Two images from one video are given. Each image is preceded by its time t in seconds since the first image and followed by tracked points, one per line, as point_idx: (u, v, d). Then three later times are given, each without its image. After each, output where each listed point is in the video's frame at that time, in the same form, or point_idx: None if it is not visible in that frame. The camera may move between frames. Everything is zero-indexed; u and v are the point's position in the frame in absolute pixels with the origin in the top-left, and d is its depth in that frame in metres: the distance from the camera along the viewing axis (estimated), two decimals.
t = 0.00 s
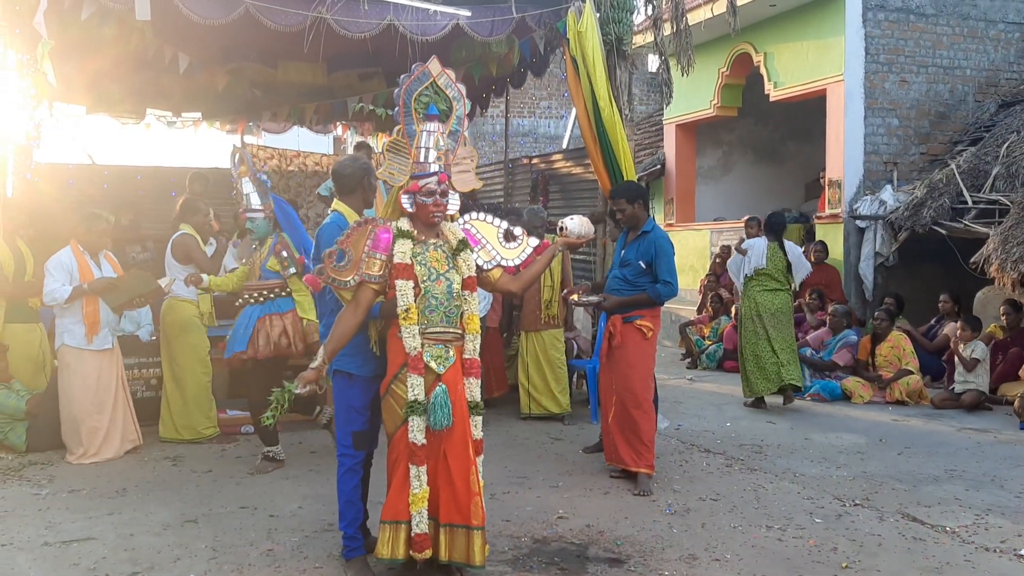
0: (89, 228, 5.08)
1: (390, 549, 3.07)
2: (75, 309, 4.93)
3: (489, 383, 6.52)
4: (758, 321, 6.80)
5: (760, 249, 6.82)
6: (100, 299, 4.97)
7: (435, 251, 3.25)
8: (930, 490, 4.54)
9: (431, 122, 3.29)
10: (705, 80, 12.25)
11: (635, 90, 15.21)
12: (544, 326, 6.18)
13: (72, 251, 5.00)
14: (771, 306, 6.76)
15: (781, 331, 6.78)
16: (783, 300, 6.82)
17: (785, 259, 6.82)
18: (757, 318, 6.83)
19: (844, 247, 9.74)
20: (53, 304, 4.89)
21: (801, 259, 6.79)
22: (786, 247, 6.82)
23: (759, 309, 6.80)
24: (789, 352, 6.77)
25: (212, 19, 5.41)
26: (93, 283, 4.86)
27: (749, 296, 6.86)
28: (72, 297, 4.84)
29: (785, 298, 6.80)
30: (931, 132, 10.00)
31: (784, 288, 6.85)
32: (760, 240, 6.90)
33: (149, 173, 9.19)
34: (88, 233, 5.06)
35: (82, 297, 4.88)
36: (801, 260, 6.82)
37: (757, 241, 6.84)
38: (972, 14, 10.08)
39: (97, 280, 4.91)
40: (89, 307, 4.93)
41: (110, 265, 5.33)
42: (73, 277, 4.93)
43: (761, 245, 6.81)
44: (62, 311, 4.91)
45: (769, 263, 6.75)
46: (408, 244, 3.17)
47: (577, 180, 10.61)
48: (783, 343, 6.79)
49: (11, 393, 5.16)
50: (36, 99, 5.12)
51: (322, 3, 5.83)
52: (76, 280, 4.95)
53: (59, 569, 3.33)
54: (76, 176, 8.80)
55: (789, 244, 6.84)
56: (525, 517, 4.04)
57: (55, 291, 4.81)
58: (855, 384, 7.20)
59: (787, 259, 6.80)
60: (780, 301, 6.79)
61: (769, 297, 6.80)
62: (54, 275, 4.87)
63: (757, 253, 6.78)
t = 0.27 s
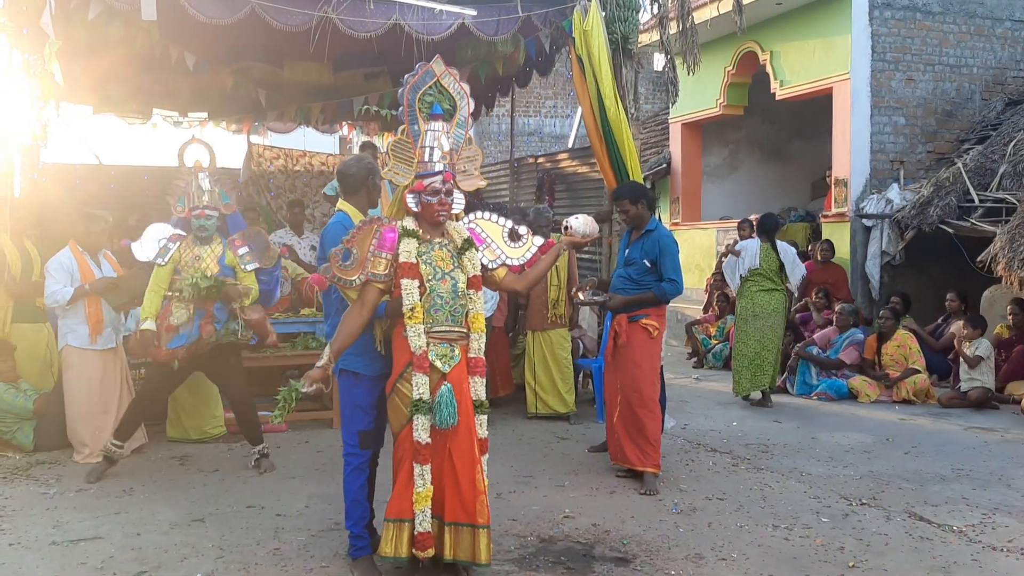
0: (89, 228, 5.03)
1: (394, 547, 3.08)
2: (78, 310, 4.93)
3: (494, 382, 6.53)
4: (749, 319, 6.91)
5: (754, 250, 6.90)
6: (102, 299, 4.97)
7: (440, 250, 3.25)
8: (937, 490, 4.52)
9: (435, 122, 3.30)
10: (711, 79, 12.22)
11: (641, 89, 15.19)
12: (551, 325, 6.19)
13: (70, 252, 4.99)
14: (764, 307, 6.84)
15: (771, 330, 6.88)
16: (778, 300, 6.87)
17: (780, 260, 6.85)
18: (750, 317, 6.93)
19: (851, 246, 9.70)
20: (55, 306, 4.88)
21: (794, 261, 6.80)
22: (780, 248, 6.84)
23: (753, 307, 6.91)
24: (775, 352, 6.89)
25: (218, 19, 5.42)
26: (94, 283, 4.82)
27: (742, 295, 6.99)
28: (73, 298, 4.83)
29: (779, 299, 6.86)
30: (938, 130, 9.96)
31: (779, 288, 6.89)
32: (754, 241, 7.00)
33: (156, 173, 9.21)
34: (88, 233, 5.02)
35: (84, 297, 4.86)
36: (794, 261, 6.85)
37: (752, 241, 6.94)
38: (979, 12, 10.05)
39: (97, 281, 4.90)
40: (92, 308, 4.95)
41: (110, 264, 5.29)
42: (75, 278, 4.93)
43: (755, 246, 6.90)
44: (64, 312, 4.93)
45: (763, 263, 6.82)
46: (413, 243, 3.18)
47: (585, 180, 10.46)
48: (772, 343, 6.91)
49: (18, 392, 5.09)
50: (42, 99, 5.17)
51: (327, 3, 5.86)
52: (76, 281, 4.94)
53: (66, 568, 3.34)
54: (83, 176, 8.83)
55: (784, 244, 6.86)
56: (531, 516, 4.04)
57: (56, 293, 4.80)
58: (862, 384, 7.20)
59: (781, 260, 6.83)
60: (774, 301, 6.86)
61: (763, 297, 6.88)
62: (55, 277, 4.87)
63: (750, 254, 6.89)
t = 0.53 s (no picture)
0: (95, 228, 5.13)
1: (400, 544, 3.08)
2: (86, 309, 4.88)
3: (501, 380, 6.53)
4: (747, 314, 6.98)
5: (754, 248, 6.96)
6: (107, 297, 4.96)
7: (445, 248, 3.25)
8: (945, 488, 4.50)
9: (439, 120, 3.28)
10: (718, 76, 12.18)
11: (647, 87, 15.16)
12: (557, 323, 6.16)
13: (78, 250, 4.97)
14: (763, 304, 6.92)
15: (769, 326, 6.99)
16: (775, 296, 6.98)
17: (777, 259, 6.88)
18: (749, 314, 7.01)
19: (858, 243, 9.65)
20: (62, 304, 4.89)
21: (792, 261, 6.81)
22: (780, 248, 6.86)
23: (750, 304, 6.99)
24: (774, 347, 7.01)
25: (225, 18, 5.43)
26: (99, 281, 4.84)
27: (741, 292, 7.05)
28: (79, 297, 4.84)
29: (778, 295, 6.97)
30: (945, 127, 9.92)
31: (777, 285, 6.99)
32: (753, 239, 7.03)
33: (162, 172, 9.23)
34: (94, 232, 5.11)
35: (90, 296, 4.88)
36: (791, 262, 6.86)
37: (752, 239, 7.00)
38: (986, 8, 10.01)
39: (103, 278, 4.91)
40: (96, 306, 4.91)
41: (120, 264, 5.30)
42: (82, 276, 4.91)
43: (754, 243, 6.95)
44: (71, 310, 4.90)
45: (762, 261, 6.88)
46: (418, 241, 3.17)
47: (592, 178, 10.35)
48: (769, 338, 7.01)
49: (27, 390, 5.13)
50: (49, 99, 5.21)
51: (333, 1, 5.85)
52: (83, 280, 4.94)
53: (74, 566, 3.35)
54: (89, 174, 8.87)
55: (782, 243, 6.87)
56: (538, 514, 4.04)
57: (62, 292, 4.81)
58: (869, 381, 7.15)
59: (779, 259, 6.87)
60: (773, 298, 6.96)
61: (762, 294, 6.96)
62: (60, 275, 4.85)
63: (751, 252, 6.95)
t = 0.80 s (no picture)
0: (108, 224, 5.12)
1: (406, 541, 3.08)
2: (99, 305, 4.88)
3: (508, 377, 6.54)
4: (747, 310, 7.11)
5: (756, 244, 7.06)
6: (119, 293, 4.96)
7: (449, 245, 3.25)
8: (952, 485, 4.49)
9: (443, 117, 3.28)
10: (723, 73, 12.15)
11: (653, 84, 15.14)
12: (561, 321, 6.19)
13: (91, 248, 5.00)
14: (764, 299, 7.06)
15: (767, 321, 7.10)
16: (775, 292, 7.11)
17: (779, 255, 7.09)
18: (749, 310, 7.13)
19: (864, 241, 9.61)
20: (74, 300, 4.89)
21: (792, 257, 7.08)
22: (780, 243, 7.07)
23: (750, 300, 7.11)
24: (772, 342, 7.12)
25: (231, 17, 5.45)
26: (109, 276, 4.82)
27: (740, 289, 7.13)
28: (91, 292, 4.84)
29: (778, 291, 7.11)
30: (952, 124, 9.88)
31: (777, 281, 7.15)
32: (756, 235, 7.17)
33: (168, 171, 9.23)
34: (109, 229, 5.10)
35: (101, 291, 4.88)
36: (791, 257, 7.14)
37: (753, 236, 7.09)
38: (993, 5, 9.97)
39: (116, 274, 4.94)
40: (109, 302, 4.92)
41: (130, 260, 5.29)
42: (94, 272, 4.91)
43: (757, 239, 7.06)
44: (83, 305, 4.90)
45: (764, 258, 7.02)
46: (422, 239, 3.18)
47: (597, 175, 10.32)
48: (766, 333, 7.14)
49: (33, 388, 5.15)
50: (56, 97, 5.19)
51: None
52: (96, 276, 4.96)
53: (81, 563, 3.36)
54: (96, 173, 8.90)
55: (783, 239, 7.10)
56: (543, 511, 4.04)
57: (74, 287, 4.81)
58: (875, 379, 7.16)
59: (781, 255, 7.08)
60: (773, 294, 7.10)
61: (762, 290, 7.09)
62: (74, 271, 4.87)
63: (754, 249, 7.03)
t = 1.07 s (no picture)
0: (120, 222, 5.01)
1: (408, 540, 3.08)
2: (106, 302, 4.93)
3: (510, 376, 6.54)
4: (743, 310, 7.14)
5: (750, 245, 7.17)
6: (128, 291, 4.97)
7: (450, 244, 3.25)
8: (955, 484, 4.48)
9: (443, 116, 3.29)
10: (726, 72, 12.14)
11: (656, 82, 15.12)
12: (564, 320, 6.19)
13: (104, 247, 5.00)
14: (759, 299, 7.08)
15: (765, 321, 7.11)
16: (770, 291, 7.13)
17: (774, 254, 7.13)
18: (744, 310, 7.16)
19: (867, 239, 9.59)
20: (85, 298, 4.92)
21: (786, 256, 7.14)
22: (774, 243, 7.11)
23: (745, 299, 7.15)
24: (768, 341, 7.10)
25: (233, 16, 5.46)
26: (120, 275, 4.90)
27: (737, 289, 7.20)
28: (100, 291, 4.86)
29: (773, 290, 7.12)
30: (956, 122, 9.85)
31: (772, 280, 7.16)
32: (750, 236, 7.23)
33: (171, 170, 9.23)
34: (118, 226, 5.00)
35: (110, 289, 4.89)
36: (786, 256, 7.19)
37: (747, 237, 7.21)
38: (996, 2, 9.95)
39: (125, 273, 4.94)
40: (117, 300, 4.93)
41: (142, 260, 5.25)
42: (103, 271, 4.93)
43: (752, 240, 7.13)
44: (93, 304, 4.92)
45: (759, 257, 7.08)
46: (423, 238, 3.18)
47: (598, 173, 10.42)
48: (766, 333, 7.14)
49: (37, 388, 5.16)
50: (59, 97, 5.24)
51: None
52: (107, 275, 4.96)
53: (84, 562, 3.37)
54: (99, 172, 8.91)
55: (777, 239, 7.15)
56: (546, 511, 4.04)
57: (84, 285, 4.83)
58: (879, 377, 7.14)
59: (775, 255, 7.13)
60: (768, 293, 7.11)
61: (757, 290, 7.12)
62: (85, 269, 4.89)
63: (748, 249, 7.14)
